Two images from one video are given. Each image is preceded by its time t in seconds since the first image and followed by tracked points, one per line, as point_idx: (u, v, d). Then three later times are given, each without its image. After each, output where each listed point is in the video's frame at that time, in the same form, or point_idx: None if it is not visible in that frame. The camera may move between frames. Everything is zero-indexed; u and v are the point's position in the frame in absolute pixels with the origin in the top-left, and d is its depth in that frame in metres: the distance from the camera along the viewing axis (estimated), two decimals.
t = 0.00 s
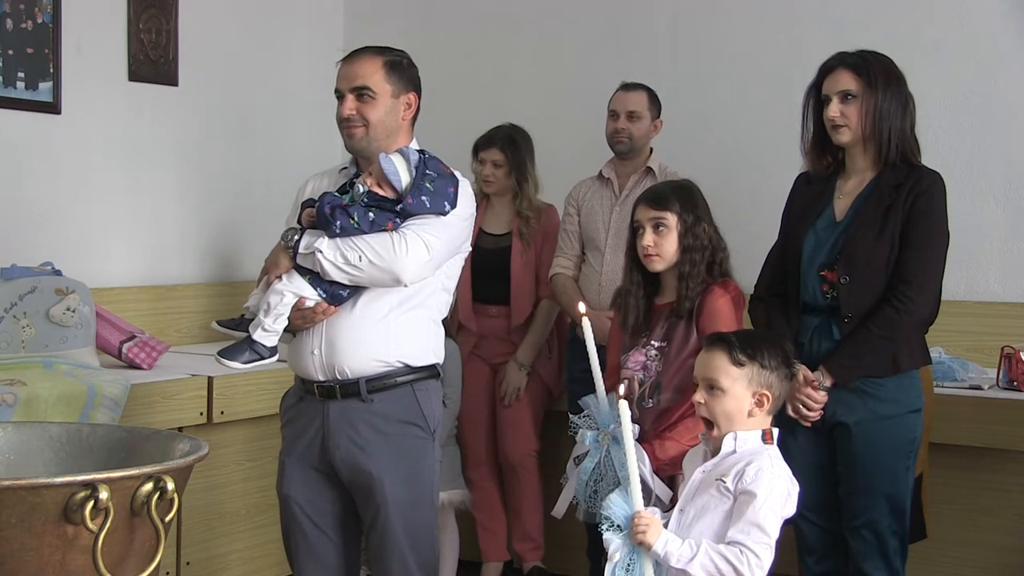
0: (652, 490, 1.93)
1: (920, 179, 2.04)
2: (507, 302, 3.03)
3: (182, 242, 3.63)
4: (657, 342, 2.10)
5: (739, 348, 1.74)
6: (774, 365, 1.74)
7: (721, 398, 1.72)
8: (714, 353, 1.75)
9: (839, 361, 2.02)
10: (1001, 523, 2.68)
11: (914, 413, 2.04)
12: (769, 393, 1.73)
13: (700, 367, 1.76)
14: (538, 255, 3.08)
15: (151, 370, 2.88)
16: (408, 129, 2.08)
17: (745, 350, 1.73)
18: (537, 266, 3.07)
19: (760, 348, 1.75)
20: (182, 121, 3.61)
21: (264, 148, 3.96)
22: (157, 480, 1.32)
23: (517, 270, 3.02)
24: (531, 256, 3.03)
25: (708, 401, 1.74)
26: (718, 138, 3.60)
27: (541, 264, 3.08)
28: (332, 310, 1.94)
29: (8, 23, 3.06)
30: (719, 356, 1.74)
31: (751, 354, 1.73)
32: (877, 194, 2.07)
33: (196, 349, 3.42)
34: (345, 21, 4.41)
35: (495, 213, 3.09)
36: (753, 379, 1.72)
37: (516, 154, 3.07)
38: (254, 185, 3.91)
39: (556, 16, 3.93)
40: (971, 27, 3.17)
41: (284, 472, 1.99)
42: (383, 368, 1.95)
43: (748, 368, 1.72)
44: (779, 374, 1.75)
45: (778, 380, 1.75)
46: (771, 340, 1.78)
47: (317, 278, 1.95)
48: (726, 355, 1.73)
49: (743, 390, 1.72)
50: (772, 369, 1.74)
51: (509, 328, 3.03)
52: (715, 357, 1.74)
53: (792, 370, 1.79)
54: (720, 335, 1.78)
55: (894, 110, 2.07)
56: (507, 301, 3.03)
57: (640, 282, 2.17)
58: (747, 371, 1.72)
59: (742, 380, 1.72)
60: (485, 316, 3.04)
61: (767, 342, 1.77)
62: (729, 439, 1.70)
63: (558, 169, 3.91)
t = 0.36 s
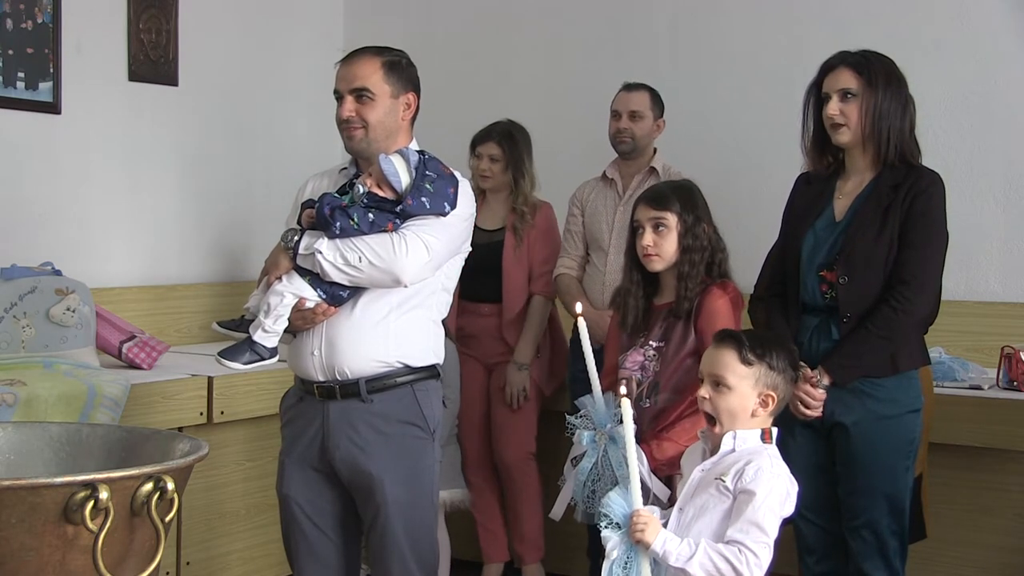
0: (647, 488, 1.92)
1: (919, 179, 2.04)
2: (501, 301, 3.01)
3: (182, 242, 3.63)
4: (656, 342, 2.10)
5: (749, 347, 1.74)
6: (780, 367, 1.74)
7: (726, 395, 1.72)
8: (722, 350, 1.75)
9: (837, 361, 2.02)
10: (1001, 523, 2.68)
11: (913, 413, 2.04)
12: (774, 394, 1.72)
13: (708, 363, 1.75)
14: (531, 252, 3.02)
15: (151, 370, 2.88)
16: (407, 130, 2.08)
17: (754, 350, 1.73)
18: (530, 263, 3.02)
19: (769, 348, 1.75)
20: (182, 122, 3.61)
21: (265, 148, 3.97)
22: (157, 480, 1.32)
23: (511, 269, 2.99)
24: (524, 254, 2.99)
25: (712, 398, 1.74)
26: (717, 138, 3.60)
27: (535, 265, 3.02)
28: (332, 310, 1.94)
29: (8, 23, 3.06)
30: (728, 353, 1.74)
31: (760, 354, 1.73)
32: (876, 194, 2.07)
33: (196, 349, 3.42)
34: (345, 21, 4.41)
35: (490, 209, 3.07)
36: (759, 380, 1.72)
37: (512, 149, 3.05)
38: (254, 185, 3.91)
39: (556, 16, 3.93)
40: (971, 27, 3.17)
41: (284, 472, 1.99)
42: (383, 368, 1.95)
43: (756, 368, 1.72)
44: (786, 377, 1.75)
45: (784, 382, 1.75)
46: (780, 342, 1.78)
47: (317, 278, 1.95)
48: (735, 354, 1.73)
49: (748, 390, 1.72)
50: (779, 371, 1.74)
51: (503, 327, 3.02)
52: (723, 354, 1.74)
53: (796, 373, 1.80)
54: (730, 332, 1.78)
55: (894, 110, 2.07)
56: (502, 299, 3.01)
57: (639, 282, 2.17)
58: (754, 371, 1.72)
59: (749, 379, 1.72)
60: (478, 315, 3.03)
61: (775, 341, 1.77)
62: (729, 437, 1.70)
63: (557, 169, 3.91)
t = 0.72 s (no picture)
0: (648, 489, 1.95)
1: (920, 179, 2.04)
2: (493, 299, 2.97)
3: (182, 242, 3.63)
4: (656, 342, 2.10)
5: (752, 349, 1.73)
6: (786, 366, 1.74)
7: (734, 399, 1.72)
8: (726, 354, 1.75)
9: (839, 361, 2.02)
10: (1000, 523, 2.68)
11: (915, 414, 2.04)
12: (782, 394, 1.72)
13: (715, 366, 1.75)
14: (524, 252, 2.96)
15: (151, 370, 2.88)
16: (407, 130, 2.08)
17: (758, 351, 1.73)
18: (523, 262, 2.95)
19: (772, 348, 1.74)
20: (182, 122, 3.61)
21: (265, 148, 3.97)
22: (157, 480, 1.32)
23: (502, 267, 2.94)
24: (516, 252, 2.93)
25: (720, 402, 1.74)
26: (717, 138, 3.60)
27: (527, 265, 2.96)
28: (332, 310, 1.94)
29: (8, 23, 3.05)
30: (733, 357, 1.73)
31: (764, 354, 1.73)
32: (877, 193, 2.07)
33: (196, 349, 3.42)
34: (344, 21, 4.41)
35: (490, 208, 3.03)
36: (766, 380, 1.72)
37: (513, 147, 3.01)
38: (254, 185, 3.91)
39: (556, 17, 3.92)
40: (971, 28, 3.17)
41: (283, 472, 1.99)
42: (383, 368, 1.95)
43: (761, 369, 1.72)
44: (792, 375, 1.75)
45: (790, 381, 1.75)
46: (786, 342, 1.78)
47: (317, 279, 1.95)
48: (739, 356, 1.73)
49: (755, 390, 1.72)
50: (785, 370, 1.74)
51: (494, 326, 2.98)
52: (728, 357, 1.74)
53: (802, 371, 1.79)
54: (732, 335, 1.78)
55: (895, 110, 2.07)
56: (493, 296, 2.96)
57: (640, 282, 2.17)
58: (759, 372, 1.72)
59: (755, 381, 1.72)
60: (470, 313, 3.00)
61: (777, 341, 1.77)
62: (738, 437, 1.70)
63: (557, 169, 3.91)
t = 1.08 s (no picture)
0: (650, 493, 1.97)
1: (920, 179, 2.04)
2: (485, 300, 2.92)
3: (183, 241, 3.63)
4: (657, 342, 2.10)
5: (753, 345, 1.73)
6: (788, 361, 1.75)
7: (738, 397, 1.72)
8: (727, 351, 1.75)
9: (840, 361, 2.02)
10: (1000, 523, 2.68)
11: (916, 414, 2.05)
12: (785, 387, 1.73)
13: (718, 365, 1.75)
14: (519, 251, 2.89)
15: (151, 370, 2.88)
16: (407, 130, 2.09)
17: (759, 348, 1.73)
18: (516, 261, 2.90)
19: (773, 344, 1.74)
20: (181, 122, 3.61)
21: (264, 149, 3.97)
22: (157, 480, 1.32)
23: (494, 267, 2.89)
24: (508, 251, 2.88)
25: (724, 401, 1.73)
26: (717, 138, 3.60)
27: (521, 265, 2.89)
28: (332, 311, 1.94)
29: (8, 23, 3.05)
30: (733, 355, 1.73)
31: (765, 351, 1.73)
32: (877, 194, 2.07)
33: (196, 349, 3.42)
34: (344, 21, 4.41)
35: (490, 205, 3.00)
36: (769, 376, 1.72)
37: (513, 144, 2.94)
38: (255, 185, 3.92)
39: (556, 16, 3.92)
40: (971, 28, 3.17)
41: (283, 472, 1.99)
42: (382, 368, 1.95)
43: (763, 365, 1.72)
44: (794, 369, 1.76)
45: (791, 374, 1.75)
46: (787, 336, 1.78)
47: (317, 279, 1.95)
48: (741, 354, 1.73)
49: (760, 386, 1.71)
50: (787, 364, 1.75)
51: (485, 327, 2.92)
52: (730, 356, 1.74)
53: (803, 364, 1.80)
54: (731, 333, 1.77)
55: (896, 112, 2.07)
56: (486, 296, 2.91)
57: (641, 282, 2.17)
58: (762, 368, 1.72)
59: (757, 377, 1.71)
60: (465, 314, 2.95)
61: (778, 336, 1.77)
62: (738, 436, 1.70)
63: (557, 169, 3.91)
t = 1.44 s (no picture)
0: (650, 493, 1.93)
1: (920, 178, 2.04)
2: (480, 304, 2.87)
3: (183, 241, 3.63)
4: (658, 342, 2.10)
5: (745, 344, 1.73)
6: (782, 357, 1.73)
7: (732, 395, 1.72)
8: (722, 351, 1.75)
9: (842, 363, 2.01)
10: (1001, 523, 2.68)
11: (917, 414, 2.05)
12: (779, 385, 1.72)
13: (713, 364, 1.76)
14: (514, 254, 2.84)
15: (151, 370, 2.88)
16: (407, 131, 2.09)
17: (751, 345, 1.73)
18: (511, 265, 2.84)
19: (765, 342, 1.73)
20: (181, 122, 3.61)
21: (264, 148, 3.97)
22: (157, 480, 1.32)
23: (488, 269, 2.84)
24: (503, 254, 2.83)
25: (718, 399, 1.74)
26: (717, 138, 3.60)
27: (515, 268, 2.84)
28: (332, 311, 1.94)
29: (8, 23, 3.05)
30: (726, 355, 1.74)
31: (757, 349, 1.72)
32: (877, 194, 2.07)
33: (196, 349, 3.42)
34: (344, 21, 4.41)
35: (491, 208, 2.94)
36: (761, 372, 1.71)
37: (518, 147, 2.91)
38: (255, 185, 3.92)
39: (556, 16, 3.92)
40: (971, 27, 3.17)
41: (283, 472, 1.99)
42: (382, 368, 1.95)
43: (754, 363, 1.71)
44: (789, 365, 1.74)
45: (788, 371, 1.74)
46: (783, 333, 1.77)
47: (317, 279, 1.95)
48: (733, 352, 1.73)
49: (752, 382, 1.71)
50: (781, 361, 1.73)
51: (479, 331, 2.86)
52: (725, 355, 1.74)
53: (800, 360, 1.78)
54: (725, 333, 1.78)
55: (897, 112, 2.07)
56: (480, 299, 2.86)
57: (641, 282, 2.17)
58: (753, 366, 1.71)
59: (751, 374, 1.71)
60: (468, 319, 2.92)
61: (772, 334, 1.75)
62: (738, 437, 1.70)
63: (557, 169, 3.92)
